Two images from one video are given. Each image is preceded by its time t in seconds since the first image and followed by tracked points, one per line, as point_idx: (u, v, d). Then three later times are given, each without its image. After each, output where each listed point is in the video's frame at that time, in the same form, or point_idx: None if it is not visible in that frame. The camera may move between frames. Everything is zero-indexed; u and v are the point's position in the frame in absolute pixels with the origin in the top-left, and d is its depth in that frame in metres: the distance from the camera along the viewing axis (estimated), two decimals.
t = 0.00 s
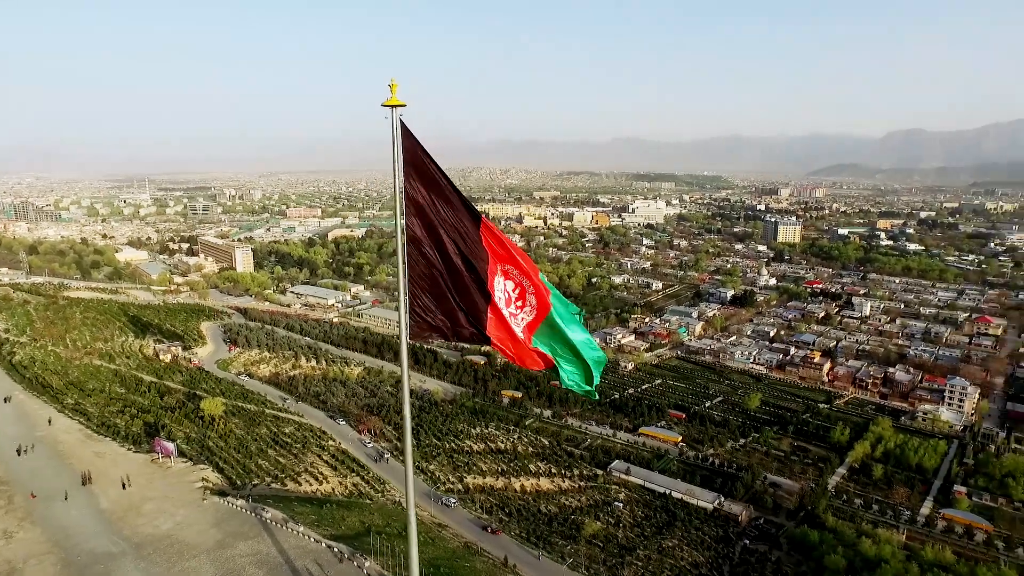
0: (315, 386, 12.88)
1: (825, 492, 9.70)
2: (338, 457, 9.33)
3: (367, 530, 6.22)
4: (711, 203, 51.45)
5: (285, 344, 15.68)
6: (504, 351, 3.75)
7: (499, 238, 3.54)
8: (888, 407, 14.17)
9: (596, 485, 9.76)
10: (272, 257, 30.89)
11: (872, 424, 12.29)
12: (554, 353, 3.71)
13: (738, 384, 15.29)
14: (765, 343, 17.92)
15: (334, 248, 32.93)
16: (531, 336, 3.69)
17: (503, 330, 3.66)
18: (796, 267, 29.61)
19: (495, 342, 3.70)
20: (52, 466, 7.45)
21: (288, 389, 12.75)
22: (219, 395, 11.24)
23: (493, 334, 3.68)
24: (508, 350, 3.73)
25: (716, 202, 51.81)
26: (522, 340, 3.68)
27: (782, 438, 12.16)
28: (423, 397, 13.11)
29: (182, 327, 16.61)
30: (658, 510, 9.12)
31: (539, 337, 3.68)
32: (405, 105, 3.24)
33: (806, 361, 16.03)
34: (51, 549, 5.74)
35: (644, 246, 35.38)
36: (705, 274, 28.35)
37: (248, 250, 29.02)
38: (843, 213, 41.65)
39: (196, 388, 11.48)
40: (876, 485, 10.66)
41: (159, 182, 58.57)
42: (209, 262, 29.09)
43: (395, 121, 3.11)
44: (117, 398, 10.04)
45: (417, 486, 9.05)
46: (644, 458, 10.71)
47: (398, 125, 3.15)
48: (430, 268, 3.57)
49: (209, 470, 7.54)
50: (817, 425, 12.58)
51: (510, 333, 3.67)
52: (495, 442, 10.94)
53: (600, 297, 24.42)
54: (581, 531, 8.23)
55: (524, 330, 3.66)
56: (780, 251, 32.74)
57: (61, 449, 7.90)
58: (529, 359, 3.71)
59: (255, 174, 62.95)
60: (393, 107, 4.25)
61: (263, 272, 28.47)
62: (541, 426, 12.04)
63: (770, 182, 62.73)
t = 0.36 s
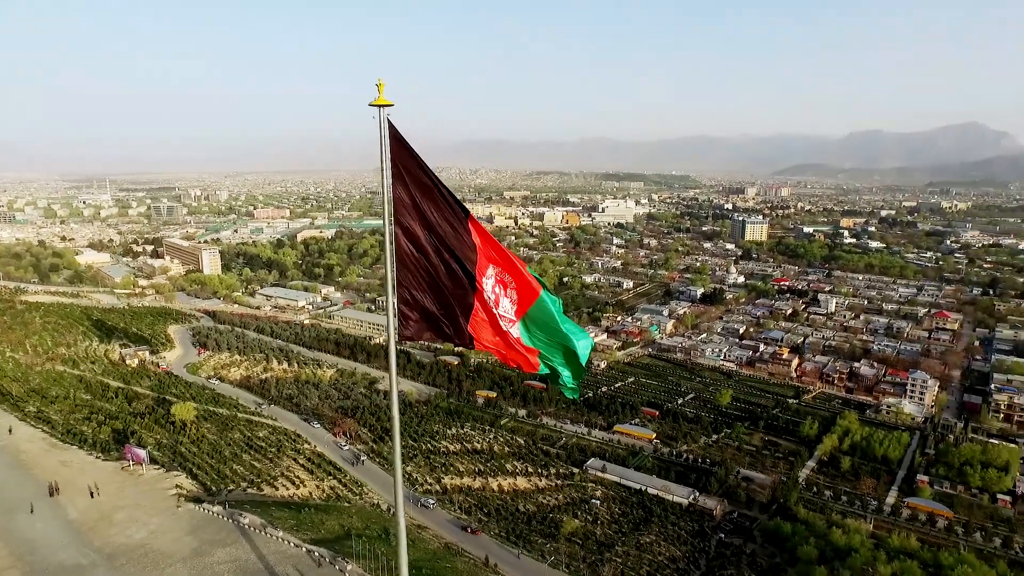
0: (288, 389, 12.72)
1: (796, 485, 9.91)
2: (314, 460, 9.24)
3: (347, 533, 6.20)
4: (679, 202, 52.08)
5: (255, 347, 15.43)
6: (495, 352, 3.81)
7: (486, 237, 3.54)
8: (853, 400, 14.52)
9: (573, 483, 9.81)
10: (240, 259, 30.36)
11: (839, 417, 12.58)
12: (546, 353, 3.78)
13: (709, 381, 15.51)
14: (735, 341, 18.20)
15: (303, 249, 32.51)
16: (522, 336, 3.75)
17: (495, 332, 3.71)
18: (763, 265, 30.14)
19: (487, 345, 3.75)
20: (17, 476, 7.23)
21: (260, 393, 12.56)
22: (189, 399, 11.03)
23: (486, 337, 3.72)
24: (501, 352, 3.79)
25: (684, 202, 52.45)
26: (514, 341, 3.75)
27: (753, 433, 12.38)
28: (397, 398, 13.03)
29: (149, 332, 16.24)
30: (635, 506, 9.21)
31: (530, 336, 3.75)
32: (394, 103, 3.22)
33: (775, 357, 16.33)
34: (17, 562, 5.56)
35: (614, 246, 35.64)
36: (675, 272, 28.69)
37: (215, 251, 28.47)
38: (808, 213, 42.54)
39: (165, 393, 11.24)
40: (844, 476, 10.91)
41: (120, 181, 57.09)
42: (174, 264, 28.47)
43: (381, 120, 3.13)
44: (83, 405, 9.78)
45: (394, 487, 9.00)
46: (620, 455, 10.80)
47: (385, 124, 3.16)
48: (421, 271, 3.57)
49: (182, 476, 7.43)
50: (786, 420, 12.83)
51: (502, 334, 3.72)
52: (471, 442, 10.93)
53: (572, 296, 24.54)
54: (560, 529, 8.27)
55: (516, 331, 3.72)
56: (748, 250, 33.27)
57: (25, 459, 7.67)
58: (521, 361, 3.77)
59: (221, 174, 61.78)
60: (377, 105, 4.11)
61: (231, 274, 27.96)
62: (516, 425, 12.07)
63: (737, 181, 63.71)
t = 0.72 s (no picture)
0: (258, 393, 12.52)
1: (766, 479, 10.09)
2: (288, 465, 9.14)
3: (326, 538, 6.19)
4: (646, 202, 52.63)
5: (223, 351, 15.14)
6: (488, 356, 3.80)
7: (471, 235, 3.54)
8: (820, 395, 14.84)
9: (549, 482, 9.85)
10: (205, 261, 29.73)
11: (807, 412, 12.84)
12: (539, 349, 3.78)
13: (679, 378, 15.71)
14: (703, 338, 18.46)
15: (270, 251, 31.98)
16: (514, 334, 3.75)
17: (486, 334, 3.70)
18: (729, 263, 30.63)
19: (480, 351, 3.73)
20: None
21: (229, 398, 12.33)
22: (156, 406, 10.77)
23: (478, 343, 3.71)
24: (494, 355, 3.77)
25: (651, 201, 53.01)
26: (509, 341, 3.74)
27: (724, 429, 12.58)
28: (369, 401, 12.91)
29: (111, 337, 15.80)
30: (611, 504, 9.28)
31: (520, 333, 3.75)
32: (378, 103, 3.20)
33: (743, 354, 16.61)
34: None
35: (583, 245, 35.84)
36: (643, 271, 28.98)
37: (178, 254, 27.83)
38: (771, 211, 43.36)
39: (131, 400, 10.95)
40: (812, 469, 11.14)
41: (77, 181, 55.39)
42: (135, 267, 27.74)
43: (369, 120, 3.11)
44: (45, 413, 9.47)
45: (370, 490, 8.95)
46: (594, 453, 10.86)
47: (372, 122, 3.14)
48: (411, 271, 3.54)
49: (152, 485, 7.29)
50: (755, 415, 13.07)
51: (495, 335, 3.71)
52: (446, 443, 10.89)
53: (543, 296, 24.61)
54: (538, 528, 8.30)
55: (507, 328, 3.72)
56: (714, 248, 33.77)
57: None
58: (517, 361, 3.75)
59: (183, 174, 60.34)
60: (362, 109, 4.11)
61: (195, 277, 27.36)
62: (490, 425, 12.07)
63: (702, 181, 64.64)
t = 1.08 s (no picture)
0: (230, 397, 12.33)
1: (739, 473, 10.26)
2: (264, 470, 9.07)
3: (305, 543, 6.27)
4: (615, 201, 53.01)
5: (192, 355, 14.85)
6: (483, 357, 3.72)
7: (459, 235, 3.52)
8: (788, 389, 15.14)
9: (526, 481, 9.87)
10: (170, 263, 29.08)
11: (776, 406, 13.09)
12: (531, 347, 3.70)
13: (651, 375, 15.87)
14: (674, 335, 18.68)
15: (237, 253, 31.41)
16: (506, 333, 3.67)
17: (476, 334, 3.65)
18: (698, 260, 31.03)
19: (473, 354, 3.69)
20: None
21: (200, 402, 12.11)
22: (124, 412, 10.52)
23: (468, 344, 3.67)
24: (488, 357, 3.71)
25: (621, 200, 53.44)
26: (501, 337, 3.66)
27: (697, 424, 12.74)
28: (342, 402, 12.79)
29: (74, 342, 15.36)
30: (588, 501, 9.35)
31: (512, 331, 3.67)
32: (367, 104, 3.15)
33: (714, 351, 16.86)
34: None
35: (554, 245, 35.95)
36: (614, 270, 29.20)
37: (142, 256, 27.18)
38: (737, 210, 44.03)
39: (97, 406, 10.67)
40: (783, 462, 11.36)
41: (33, 181, 53.63)
42: (97, 270, 27.00)
43: (355, 121, 3.07)
44: (7, 421, 9.18)
45: (347, 492, 8.92)
46: (570, 451, 10.91)
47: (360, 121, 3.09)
48: (399, 271, 3.50)
49: (124, 493, 7.18)
50: (727, 411, 13.28)
51: (487, 333, 3.65)
52: (422, 444, 10.84)
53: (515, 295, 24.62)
54: (518, 526, 8.33)
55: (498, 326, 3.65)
56: (683, 246, 34.18)
57: None
58: (510, 360, 3.67)
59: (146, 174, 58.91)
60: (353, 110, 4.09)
61: (159, 279, 26.74)
62: (466, 425, 12.06)
63: (670, 181, 65.35)
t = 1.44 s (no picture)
0: (201, 402, 12.12)
1: (715, 469, 10.39)
2: (239, 475, 8.98)
3: (286, 549, 6.32)
4: (586, 200, 53.27)
5: (161, 359, 14.55)
6: (473, 358, 3.68)
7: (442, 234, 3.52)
8: (760, 384, 15.40)
9: (504, 480, 9.88)
10: (136, 265, 28.47)
11: (748, 402, 13.30)
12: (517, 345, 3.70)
13: (626, 373, 16.00)
14: (648, 334, 18.85)
15: (206, 255, 30.82)
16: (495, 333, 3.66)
17: (469, 336, 3.63)
18: (669, 259, 31.34)
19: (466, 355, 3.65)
20: None
21: (170, 408, 11.89)
22: (92, 419, 10.27)
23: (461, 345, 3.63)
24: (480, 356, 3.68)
25: (592, 200, 53.72)
26: (490, 336, 3.64)
27: (672, 421, 12.88)
28: (317, 405, 12.65)
29: (37, 348, 14.93)
30: (567, 499, 9.39)
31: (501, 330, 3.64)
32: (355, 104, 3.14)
33: (687, 348, 17.04)
34: None
35: (526, 245, 35.98)
36: (586, 269, 29.34)
37: (105, 259, 26.49)
38: (707, 209, 44.60)
39: (63, 413, 10.40)
40: (756, 457, 11.54)
41: None
42: (58, 274, 26.26)
43: (343, 121, 3.05)
44: None
45: (325, 495, 8.88)
46: (548, 450, 10.95)
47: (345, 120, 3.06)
48: (387, 272, 3.48)
49: (95, 503, 7.06)
50: (700, 408, 13.46)
51: (476, 333, 3.63)
52: (399, 445, 10.78)
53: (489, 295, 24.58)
54: (498, 526, 8.35)
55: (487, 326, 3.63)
56: (654, 245, 34.49)
57: None
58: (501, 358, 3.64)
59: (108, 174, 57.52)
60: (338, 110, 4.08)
61: (124, 282, 26.11)
62: (443, 426, 12.03)
63: (640, 180, 65.88)
